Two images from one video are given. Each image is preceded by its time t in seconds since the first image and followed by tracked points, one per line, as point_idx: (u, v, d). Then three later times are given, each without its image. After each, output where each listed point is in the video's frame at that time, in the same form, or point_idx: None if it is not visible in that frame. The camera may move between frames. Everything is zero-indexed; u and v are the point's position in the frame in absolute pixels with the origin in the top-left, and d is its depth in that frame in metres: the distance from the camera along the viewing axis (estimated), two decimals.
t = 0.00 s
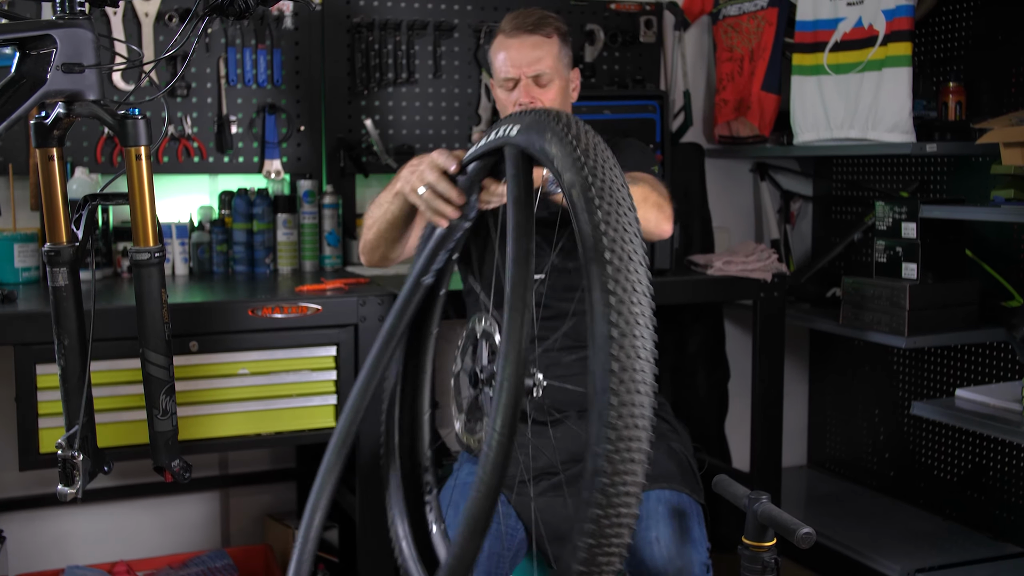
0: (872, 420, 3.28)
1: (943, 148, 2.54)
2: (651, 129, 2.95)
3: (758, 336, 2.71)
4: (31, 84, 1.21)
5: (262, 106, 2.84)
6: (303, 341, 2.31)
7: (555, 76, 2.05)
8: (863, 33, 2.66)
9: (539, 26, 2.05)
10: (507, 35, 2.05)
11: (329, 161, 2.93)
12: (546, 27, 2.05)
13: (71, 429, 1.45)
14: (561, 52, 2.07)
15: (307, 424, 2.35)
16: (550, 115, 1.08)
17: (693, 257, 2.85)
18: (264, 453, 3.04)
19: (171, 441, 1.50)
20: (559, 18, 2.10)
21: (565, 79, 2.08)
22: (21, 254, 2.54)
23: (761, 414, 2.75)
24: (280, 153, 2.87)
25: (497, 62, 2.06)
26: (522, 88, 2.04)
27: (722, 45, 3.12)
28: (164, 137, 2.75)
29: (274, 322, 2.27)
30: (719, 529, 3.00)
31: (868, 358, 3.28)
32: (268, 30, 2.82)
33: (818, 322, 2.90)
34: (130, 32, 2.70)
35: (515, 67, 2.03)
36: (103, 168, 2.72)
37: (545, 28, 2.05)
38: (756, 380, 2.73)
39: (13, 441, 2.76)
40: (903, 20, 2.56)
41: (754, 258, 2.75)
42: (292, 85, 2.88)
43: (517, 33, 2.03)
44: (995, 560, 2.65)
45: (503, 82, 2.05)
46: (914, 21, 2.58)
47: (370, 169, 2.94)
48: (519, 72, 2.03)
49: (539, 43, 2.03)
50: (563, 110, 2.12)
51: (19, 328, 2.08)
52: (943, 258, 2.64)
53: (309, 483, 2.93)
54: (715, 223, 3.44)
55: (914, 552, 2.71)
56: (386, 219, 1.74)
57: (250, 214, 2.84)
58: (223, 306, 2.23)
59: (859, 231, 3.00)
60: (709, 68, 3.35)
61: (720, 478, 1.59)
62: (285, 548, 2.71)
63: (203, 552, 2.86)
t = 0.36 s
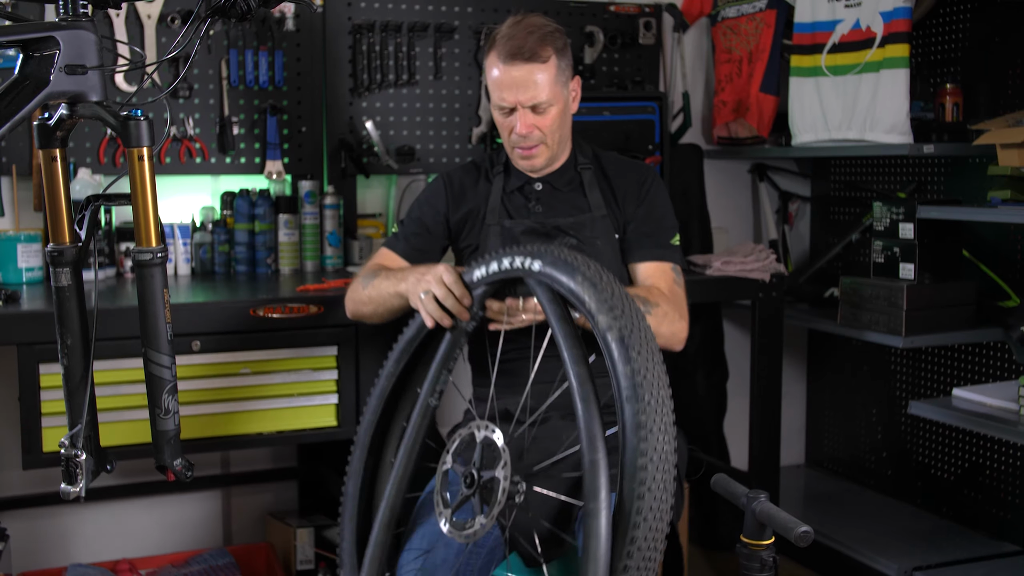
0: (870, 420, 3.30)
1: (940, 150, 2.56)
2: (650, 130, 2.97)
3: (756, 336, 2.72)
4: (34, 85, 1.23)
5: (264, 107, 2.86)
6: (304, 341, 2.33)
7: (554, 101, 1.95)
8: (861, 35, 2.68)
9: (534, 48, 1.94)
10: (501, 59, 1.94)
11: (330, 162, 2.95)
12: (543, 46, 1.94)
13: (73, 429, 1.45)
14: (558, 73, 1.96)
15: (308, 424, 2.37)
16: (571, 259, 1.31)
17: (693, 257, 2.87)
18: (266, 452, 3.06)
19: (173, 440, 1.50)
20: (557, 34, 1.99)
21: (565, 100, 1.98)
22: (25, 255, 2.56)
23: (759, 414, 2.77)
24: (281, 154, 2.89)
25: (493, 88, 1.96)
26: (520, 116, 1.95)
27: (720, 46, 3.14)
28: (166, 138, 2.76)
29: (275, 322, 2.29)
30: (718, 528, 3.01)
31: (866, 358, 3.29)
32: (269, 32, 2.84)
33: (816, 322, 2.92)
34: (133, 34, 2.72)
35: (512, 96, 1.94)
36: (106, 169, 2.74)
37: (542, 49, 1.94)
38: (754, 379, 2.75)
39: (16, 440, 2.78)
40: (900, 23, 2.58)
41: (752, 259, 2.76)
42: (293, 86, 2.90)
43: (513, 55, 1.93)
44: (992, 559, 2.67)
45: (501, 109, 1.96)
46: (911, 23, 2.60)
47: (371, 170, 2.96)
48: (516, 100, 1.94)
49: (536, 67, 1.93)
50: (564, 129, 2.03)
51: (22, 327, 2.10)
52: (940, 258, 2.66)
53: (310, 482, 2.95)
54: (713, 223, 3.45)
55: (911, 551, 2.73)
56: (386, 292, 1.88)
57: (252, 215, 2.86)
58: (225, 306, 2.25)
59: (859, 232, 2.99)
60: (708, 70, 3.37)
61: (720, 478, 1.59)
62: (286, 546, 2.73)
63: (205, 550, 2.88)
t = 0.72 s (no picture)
0: (869, 419, 3.30)
1: (939, 149, 2.56)
2: (650, 130, 2.97)
3: (755, 335, 2.73)
4: (35, 84, 1.23)
5: (264, 107, 2.86)
6: (304, 340, 2.33)
7: (563, 132, 1.88)
8: (860, 35, 2.68)
9: (536, 81, 1.85)
10: (503, 95, 1.86)
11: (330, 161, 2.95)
12: (546, 79, 1.86)
13: (73, 428, 1.45)
14: (564, 103, 1.88)
15: (308, 423, 2.38)
16: (626, 399, 1.72)
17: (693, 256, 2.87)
18: (266, 451, 3.06)
19: (173, 439, 1.49)
20: (557, 60, 1.90)
21: (573, 127, 1.91)
22: (25, 254, 2.56)
23: (758, 413, 2.78)
24: (281, 153, 2.89)
25: (498, 124, 1.89)
26: (529, 153, 1.88)
27: (720, 46, 3.14)
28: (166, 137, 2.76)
29: (276, 321, 2.30)
30: (716, 527, 3.02)
31: (865, 358, 3.30)
32: (269, 32, 2.84)
33: (815, 321, 2.93)
34: (133, 33, 2.72)
35: (518, 131, 1.86)
36: (106, 168, 2.75)
37: (544, 82, 1.85)
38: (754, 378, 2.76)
39: (17, 439, 2.78)
40: (899, 23, 2.58)
41: (752, 257, 2.82)
42: (293, 86, 2.90)
43: (515, 94, 1.84)
44: (991, 557, 2.67)
45: (509, 145, 1.90)
46: (910, 22, 2.60)
47: (371, 170, 2.97)
48: (522, 135, 1.87)
49: (540, 102, 1.84)
50: (575, 150, 1.97)
51: (23, 326, 2.10)
52: (939, 257, 2.66)
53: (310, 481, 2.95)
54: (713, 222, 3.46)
55: (910, 549, 2.73)
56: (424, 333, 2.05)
57: (252, 213, 2.87)
58: (225, 306, 2.25)
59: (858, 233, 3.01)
60: (707, 70, 3.38)
61: (719, 477, 1.60)
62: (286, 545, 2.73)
63: (206, 549, 2.88)
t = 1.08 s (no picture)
0: (867, 418, 3.31)
1: (937, 149, 2.56)
2: (649, 130, 2.98)
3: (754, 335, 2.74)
4: (36, 85, 1.24)
5: (264, 107, 2.87)
6: (305, 340, 2.34)
7: (573, 147, 1.90)
8: (859, 35, 2.69)
9: (546, 99, 1.86)
10: (511, 111, 1.87)
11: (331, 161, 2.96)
12: (555, 96, 1.87)
13: (75, 427, 1.46)
14: (573, 118, 1.90)
15: (308, 422, 2.39)
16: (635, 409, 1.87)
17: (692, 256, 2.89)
18: (267, 450, 3.07)
19: (174, 438, 1.51)
20: (565, 75, 1.91)
21: (582, 141, 1.93)
22: (27, 254, 2.57)
23: (757, 412, 2.79)
24: (281, 153, 2.90)
25: (507, 139, 1.90)
26: (540, 167, 1.91)
27: (720, 47, 3.15)
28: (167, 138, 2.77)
29: (276, 321, 2.31)
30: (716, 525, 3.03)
31: (864, 357, 3.31)
32: (270, 32, 2.85)
33: (814, 321, 2.94)
34: (134, 34, 2.73)
35: (528, 147, 1.88)
36: (107, 168, 2.76)
37: (554, 99, 1.86)
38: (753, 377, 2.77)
39: (19, 438, 2.80)
40: (898, 23, 2.59)
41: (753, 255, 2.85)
42: (294, 87, 2.91)
43: (525, 113, 1.85)
44: (989, 556, 2.68)
45: (519, 160, 1.92)
46: (909, 23, 2.61)
47: (371, 170, 2.98)
48: (532, 151, 1.88)
49: (550, 119, 1.85)
50: (583, 160, 2.00)
51: (25, 325, 2.11)
52: (938, 257, 2.66)
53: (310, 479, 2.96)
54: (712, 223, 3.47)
55: (908, 548, 2.74)
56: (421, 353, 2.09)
57: (253, 213, 2.88)
58: (226, 305, 2.26)
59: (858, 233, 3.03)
60: (707, 71, 3.39)
61: (725, 476, 1.60)
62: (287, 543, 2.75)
63: (207, 547, 2.90)
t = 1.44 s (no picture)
0: (867, 418, 3.31)
1: (938, 149, 2.56)
2: (649, 130, 2.98)
3: (754, 335, 2.74)
4: (36, 85, 1.24)
5: (264, 107, 2.87)
6: (305, 340, 2.34)
7: (562, 130, 1.90)
8: (859, 35, 2.69)
9: (534, 80, 1.85)
10: (498, 95, 1.85)
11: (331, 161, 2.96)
12: (543, 77, 1.86)
13: (75, 426, 1.46)
14: (560, 100, 1.89)
15: (308, 422, 2.39)
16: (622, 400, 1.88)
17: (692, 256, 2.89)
18: (267, 449, 3.07)
19: (174, 438, 1.51)
20: (548, 58, 1.91)
21: (570, 125, 1.93)
22: (27, 253, 2.57)
23: (757, 411, 2.79)
24: (281, 153, 2.90)
25: (496, 127, 1.88)
26: (532, 152, 1.88)
27: (720, 46, 3.15)
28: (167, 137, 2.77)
29: (276, 321, 2.31)
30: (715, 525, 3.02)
31: (864, 357, 3.31)
32: (270, 32, 2.85)
33: (813, 321, 2.94)
34: (134, 33, 2.73)
35: (519, 132, 1.86)
36: (107, 168, 2.76)
37: (541, 80, 1.86)
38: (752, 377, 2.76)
39: (19, 438, 2.80)
40: (898, 23, 2.59)
41: (750, 255, 2.82)
42: (294, 86, 2.91)
43: (514, 93, 1.84)
44: (989, 556, 2.68)
45: (508, 146, 1.89)
46: (908, 22, 2.61)
47: (371, 169, 2.98)
48: (523, 136, 1.86)
49: (539, 101, 1.85)
50: (570, 148, 1.99)
51: (25, 325, 2.11)
52: (938, 257, 2.66)
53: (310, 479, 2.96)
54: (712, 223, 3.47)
55: (908, 548, 2.74)
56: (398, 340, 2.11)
57: (253, 213, 2.88)
58: (226, 305, 2.26)
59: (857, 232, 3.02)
60: (707, 71, 3.39)
61: (729, 475, 1.59)
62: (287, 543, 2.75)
63: (207, 547, 2.90)
